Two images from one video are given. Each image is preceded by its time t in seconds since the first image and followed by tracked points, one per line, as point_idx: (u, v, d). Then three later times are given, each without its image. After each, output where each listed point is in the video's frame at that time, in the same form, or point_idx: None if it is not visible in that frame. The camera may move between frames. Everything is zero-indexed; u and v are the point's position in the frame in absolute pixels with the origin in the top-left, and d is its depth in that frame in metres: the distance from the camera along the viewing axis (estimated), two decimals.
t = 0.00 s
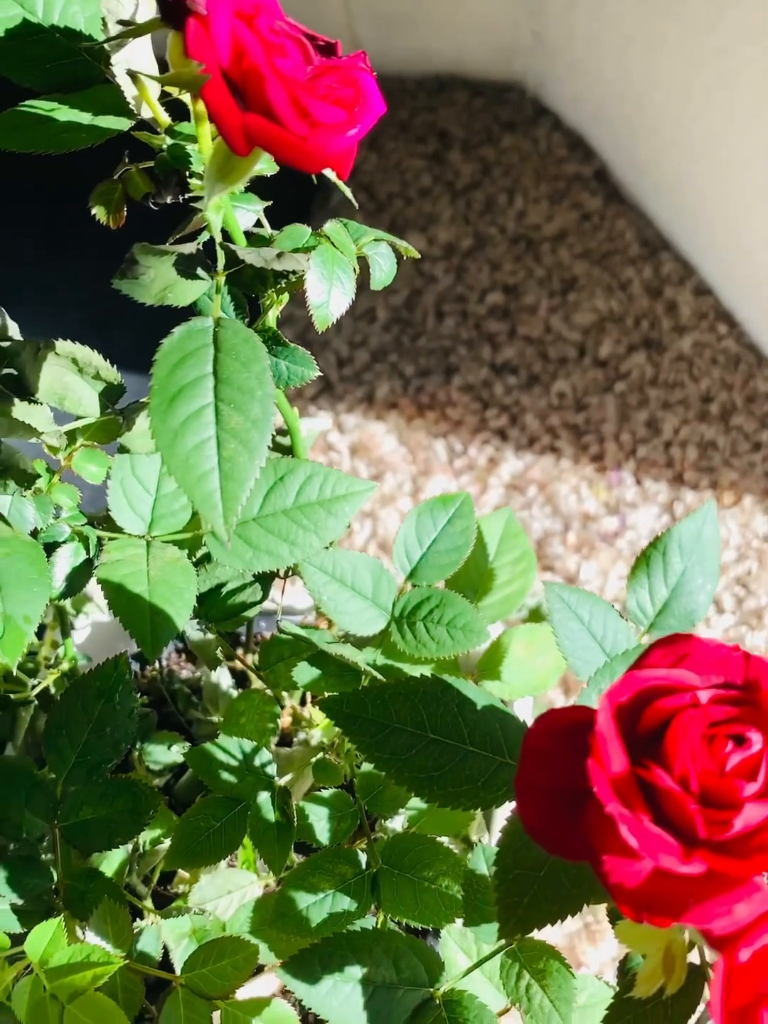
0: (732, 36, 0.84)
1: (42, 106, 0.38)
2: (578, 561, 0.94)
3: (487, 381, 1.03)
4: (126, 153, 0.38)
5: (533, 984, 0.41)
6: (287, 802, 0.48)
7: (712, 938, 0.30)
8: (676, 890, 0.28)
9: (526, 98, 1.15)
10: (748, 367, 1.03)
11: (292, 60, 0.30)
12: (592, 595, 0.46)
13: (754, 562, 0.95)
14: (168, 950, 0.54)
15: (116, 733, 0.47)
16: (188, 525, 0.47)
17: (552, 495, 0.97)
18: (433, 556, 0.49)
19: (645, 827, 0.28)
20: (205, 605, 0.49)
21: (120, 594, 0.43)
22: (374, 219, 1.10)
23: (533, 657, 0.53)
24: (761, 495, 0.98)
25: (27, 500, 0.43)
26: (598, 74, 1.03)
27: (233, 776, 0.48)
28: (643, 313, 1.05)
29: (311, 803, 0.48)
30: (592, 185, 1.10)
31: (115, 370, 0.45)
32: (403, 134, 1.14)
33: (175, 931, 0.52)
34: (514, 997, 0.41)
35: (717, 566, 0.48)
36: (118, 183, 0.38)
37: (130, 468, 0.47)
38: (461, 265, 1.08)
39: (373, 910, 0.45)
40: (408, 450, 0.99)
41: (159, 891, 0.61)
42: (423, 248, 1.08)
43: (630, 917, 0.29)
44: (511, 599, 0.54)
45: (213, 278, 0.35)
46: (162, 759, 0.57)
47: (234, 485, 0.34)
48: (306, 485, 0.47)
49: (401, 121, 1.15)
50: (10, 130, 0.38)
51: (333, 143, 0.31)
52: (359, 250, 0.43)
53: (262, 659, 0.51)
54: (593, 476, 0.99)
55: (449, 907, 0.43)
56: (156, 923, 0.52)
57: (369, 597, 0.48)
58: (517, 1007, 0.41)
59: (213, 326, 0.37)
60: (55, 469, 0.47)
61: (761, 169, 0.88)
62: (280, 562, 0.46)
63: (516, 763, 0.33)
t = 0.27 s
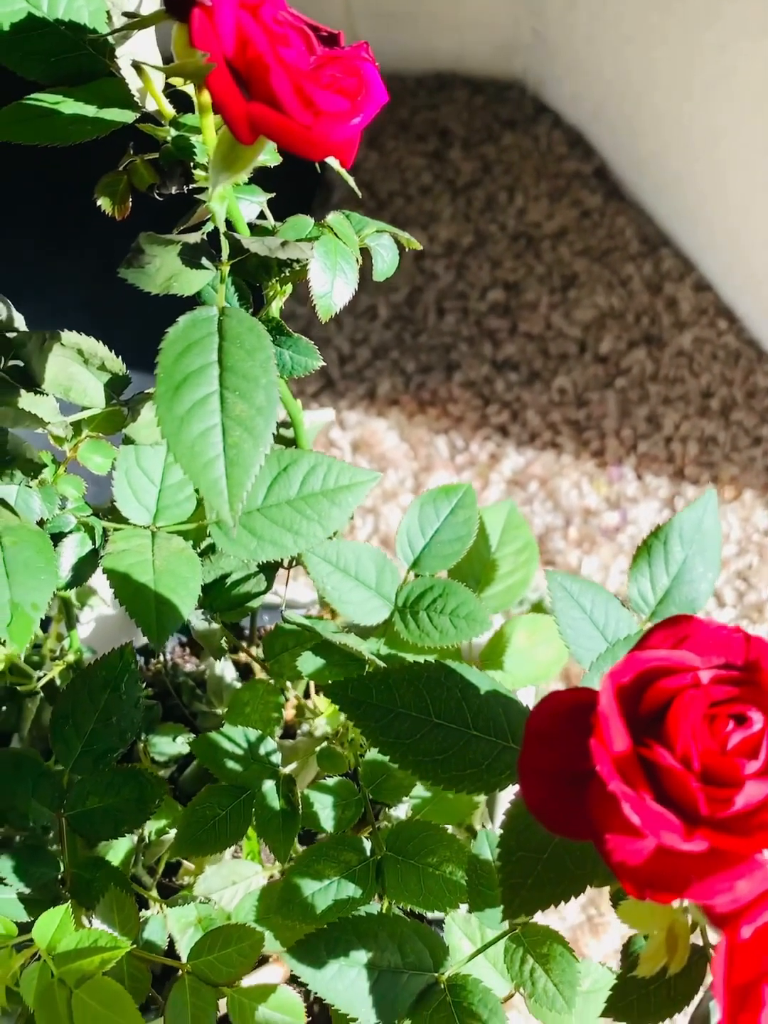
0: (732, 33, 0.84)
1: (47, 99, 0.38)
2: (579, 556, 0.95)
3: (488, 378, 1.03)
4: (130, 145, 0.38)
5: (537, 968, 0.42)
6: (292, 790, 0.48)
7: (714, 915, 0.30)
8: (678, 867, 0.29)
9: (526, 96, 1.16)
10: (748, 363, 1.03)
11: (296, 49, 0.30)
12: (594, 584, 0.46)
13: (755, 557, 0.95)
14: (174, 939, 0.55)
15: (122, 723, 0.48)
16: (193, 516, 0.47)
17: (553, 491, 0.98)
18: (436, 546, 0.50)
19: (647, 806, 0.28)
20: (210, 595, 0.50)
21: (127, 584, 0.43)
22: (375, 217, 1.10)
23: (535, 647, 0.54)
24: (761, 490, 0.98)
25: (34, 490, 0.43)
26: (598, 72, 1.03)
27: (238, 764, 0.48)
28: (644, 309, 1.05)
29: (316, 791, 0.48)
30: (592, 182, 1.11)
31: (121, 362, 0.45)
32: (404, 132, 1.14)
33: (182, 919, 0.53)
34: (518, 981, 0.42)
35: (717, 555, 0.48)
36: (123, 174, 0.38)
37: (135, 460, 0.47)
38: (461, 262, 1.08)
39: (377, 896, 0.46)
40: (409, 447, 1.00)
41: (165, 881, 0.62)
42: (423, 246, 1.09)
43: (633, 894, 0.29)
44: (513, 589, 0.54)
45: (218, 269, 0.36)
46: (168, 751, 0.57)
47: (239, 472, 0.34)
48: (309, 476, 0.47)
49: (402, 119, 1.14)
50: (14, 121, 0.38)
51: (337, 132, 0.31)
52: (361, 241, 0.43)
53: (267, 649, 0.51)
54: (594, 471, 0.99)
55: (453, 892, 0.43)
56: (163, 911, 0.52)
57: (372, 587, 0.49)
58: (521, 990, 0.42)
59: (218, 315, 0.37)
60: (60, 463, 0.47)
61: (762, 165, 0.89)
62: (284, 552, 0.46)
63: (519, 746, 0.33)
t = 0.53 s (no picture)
0: (728, 26, 0.85)
1: (45, 87, 0.38)
2: (578, 549, 0.95)
3: (486, 373, 1.04)
4: (129, 133, 0.38)
5: (536, 952, 0.42)
6: (292, 778, 0.48)
7: (712, 893, 0.30)
8: (675, 844, 0.29)
9: (525, 92, 1.16)
10: (747, 356, 1.03)
11: (292, 34, 0.30)
12: (592, 572, 0.47)
13: (754, 550, 0.95)
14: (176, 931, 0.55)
15: (122, 711, 0.48)
16: (192, 505, 0.47)
17: (552, 485, 0.98)
18: (434, 534, 0.50)
19: (644, 783, 0.29)
20: (209, 584, 0.50)
21: (125, 571, 0.43)
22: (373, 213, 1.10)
23: (534, 636, 0.54)
24: (760, 483, 0.99)
25: (34, 479, 0.43)
26: (595, 67, 1.04)
27: (238, 752, 0.48)
28: (642, 304, 1.05)
29: (316, 779, 0.48)
30: (590, 177, 1.11)
31: (119, 350, 0.45)
32: (402, 129, 1.14)
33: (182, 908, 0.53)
34: (517, 965, 0.42)
35: (715, 542, 0.48)
36: (121, 162, 0.38)
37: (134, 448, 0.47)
38: (460, 258, 1.08)
39: (377, 883, 0.46)
40: (409, 442, 1.00)
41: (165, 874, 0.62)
42: (422, 242, 1.09)
43: (630, 871, 0.29)
44: (511, 580, 0.54)
45: (216, 255, 0.36)
46: (168, 742, 0.58)
47: (238, 457, 0.34)
48: (308, 465, 0.47)
49: (401, 116, 1.14)
50: (15, 109, 0.38)
51: (333, 115, 0.31)
52: (359, 229, 0.43)
53: (266, 638, 0.51)
54: (593, 465, 0.99)
55: (452, 878, 0.43)
56: (163, 901, 0.52)
57: (371, 575, 0.49)
58: (520, 975, 0.42)
59: (216, 300, 0.37)
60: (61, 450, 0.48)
61: (759, 158, 0.89)
62: (282, 540, 0.46)
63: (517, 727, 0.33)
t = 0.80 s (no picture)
0: (724, 16, 0.85)
1: (39, 68, 0.39)
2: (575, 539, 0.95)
3: (482, 364, 1.04)
4: (121, 110, 0.39)
5: (529, 924, 0.42)
6: (287, 755, 0.49)
7: (700, 854, 0.31)
8: (663, 803, 0.29)
9: (519, 85, 1.16)
10: (741, 346, 1.04)
11: (281, 7, 0.31)
12: (584, 550, 0.47)
13: (749, 538, 0.96)
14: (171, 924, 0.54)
15: (118, 689, 0.48)
16: (187, 485, 0.48)
17: (548, 475, 0.98)
18: (428, 514, 0.50)
19: (631, 742, 0.29)
20: (204, 564, 0.50)
21: (120, 549, 0.44)
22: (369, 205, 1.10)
23: (527, 616, 0.54)
24: (755, 472, 0.99)
25: (29, 458, 0.44)
26: (590, 59, 1.04)
27: (233, 730, 0.48)
28: (637, 294, 1.06)
29: (311, 756, 0.48)
30: (585, 169, 1.12)
31: (113, 330, 0.46)
32: (397, 122, 1.14)
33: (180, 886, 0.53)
34: (511, 937, 0.42)
35: (706, 521, 0.49)
36: (113, 138, 0.39)
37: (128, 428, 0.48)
38: (455, 250, 1.09)
39: (372, 858, 0.46)
40: (405, 433, 1.00)
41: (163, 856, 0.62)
42: (418, 234, 1.09)
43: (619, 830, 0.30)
44: (505, 561, 0.55)
45: (208, 229, 0.36)
46: (165, 724, 0.58)
47: (230, 429, 0.35)
48: (301, 444, 0.47)
49: (396, 109, 1.14)
50: (8, 89, 0.38)
51: (322, 87, 0.31)
52: (350, 208, 0.43)
53: (262, 619, 0.51)
54: (589, 455, 1.00)
55: (446, 852, 0.44)
56: (161, 880, 0.53)
57: (365, 554, 0.49)
58: (515, 946, 0.42)
59: (208, 276, 0.38)
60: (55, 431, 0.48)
61: (753, 148, 0.89)
62: (277, 519, 0.47)
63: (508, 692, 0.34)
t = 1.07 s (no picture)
0: (719, 6, 0.85)
1: (34, 53, 0.39)
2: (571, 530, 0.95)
3: (479, 357, 1.04)
4: (116, 94, 0.39)
5: (524, 900, 0.42)
6: (284, 737, 0.49)
7: (690, 822, 0.31)
8: (652, 769, 0.30)
9: (514, 81, 1.17)
10: (736, 337, 1.04)
11: None
12: (577, 532, 0.47)
13: (745, 528, 0.96)
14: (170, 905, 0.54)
15: (116, 671, 0.49)
16: (183, 469, 0.48)
17: (545, 467, 0.99)
18: (423, 497, 0.50)
19: (620, 709, 0.29)
20: (200, 547, 0.50)
21: (117, 531, 0.44)
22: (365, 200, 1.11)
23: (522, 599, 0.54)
24: (751, 462, 0.99)
25: (27, 442, 0.44)
26: (584, 53, 1.04)
27: (230, 711, 0.49)
28: (632, 287, 1.06)
29: (307, 737, 0.48)
30: (580, 164, 1.12)
31: (109, 312, 0.46)
32: (393, 117, 1.14)
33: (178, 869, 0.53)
34: (506, 913, 0.42)
35: (697, 503, 0.49)
36: (108, 122, 0.39)
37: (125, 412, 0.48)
38: (452, 244, 1.09)
39: (369, 837, 0.47)
40: (402, 426, 1.00)
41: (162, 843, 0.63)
42: (414, 229, 1.10)
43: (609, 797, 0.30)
44: (501, 544, 0.55)
45: (201, 210, 0.37)
46: (163, 710, 0.58)
47: (224, 407, 0.35)
48: (297, 427, 0.48)
49: (392, 105, 1.15)
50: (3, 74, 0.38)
51: (313, 64, 0.32)
52: (344, 192, 0.44)
53: (258, 603, 0.52)
54: (585, 447, 1.00)
55: (443, 830, 0.45)
56: (159, 863, 0.53)
57: (360, 537, 0.50)
58: (509, 923, 0.43)
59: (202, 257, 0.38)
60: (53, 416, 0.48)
61: (748, 139, 0.90)
62: (272, 502, 0.47)
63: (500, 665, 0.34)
